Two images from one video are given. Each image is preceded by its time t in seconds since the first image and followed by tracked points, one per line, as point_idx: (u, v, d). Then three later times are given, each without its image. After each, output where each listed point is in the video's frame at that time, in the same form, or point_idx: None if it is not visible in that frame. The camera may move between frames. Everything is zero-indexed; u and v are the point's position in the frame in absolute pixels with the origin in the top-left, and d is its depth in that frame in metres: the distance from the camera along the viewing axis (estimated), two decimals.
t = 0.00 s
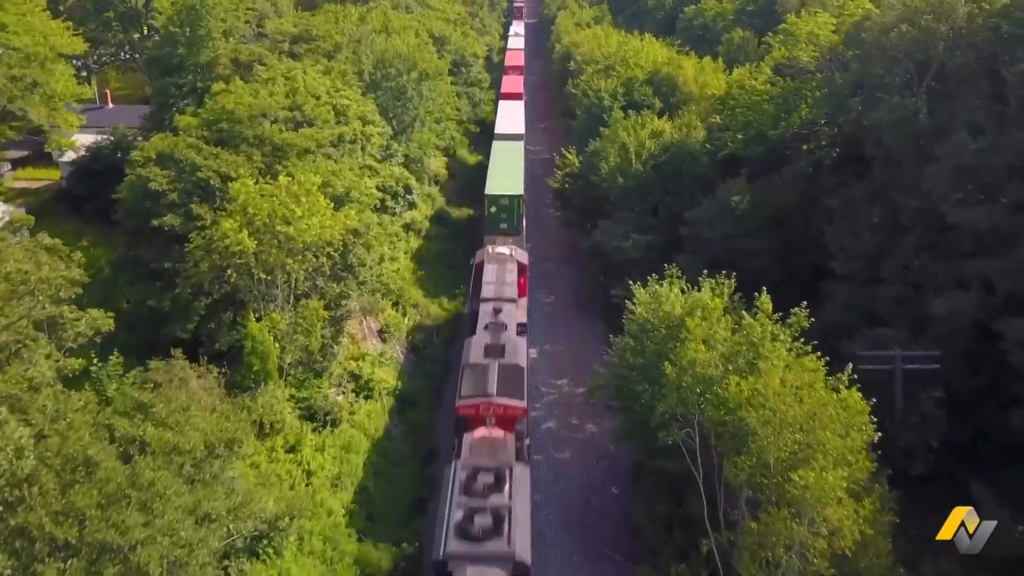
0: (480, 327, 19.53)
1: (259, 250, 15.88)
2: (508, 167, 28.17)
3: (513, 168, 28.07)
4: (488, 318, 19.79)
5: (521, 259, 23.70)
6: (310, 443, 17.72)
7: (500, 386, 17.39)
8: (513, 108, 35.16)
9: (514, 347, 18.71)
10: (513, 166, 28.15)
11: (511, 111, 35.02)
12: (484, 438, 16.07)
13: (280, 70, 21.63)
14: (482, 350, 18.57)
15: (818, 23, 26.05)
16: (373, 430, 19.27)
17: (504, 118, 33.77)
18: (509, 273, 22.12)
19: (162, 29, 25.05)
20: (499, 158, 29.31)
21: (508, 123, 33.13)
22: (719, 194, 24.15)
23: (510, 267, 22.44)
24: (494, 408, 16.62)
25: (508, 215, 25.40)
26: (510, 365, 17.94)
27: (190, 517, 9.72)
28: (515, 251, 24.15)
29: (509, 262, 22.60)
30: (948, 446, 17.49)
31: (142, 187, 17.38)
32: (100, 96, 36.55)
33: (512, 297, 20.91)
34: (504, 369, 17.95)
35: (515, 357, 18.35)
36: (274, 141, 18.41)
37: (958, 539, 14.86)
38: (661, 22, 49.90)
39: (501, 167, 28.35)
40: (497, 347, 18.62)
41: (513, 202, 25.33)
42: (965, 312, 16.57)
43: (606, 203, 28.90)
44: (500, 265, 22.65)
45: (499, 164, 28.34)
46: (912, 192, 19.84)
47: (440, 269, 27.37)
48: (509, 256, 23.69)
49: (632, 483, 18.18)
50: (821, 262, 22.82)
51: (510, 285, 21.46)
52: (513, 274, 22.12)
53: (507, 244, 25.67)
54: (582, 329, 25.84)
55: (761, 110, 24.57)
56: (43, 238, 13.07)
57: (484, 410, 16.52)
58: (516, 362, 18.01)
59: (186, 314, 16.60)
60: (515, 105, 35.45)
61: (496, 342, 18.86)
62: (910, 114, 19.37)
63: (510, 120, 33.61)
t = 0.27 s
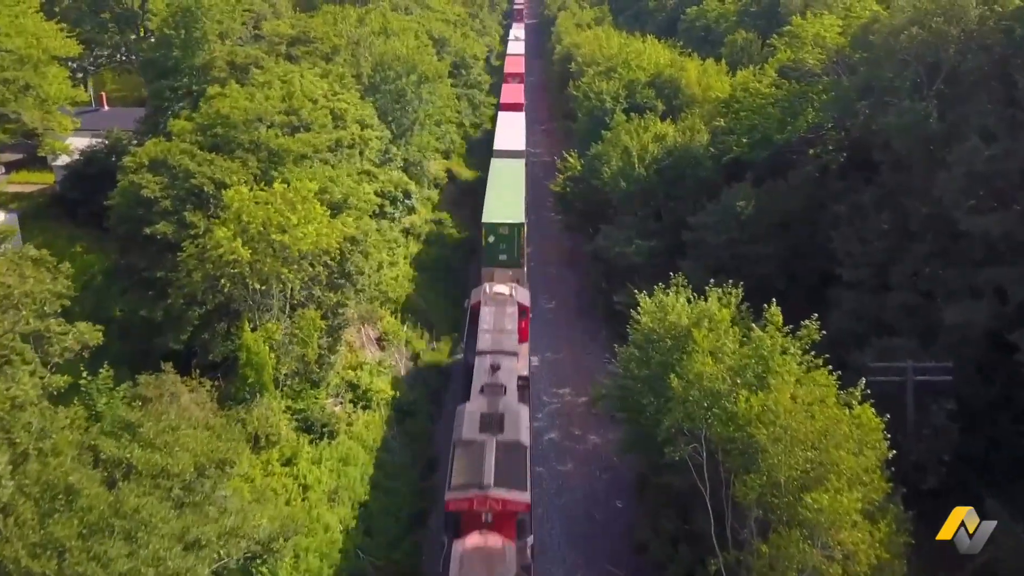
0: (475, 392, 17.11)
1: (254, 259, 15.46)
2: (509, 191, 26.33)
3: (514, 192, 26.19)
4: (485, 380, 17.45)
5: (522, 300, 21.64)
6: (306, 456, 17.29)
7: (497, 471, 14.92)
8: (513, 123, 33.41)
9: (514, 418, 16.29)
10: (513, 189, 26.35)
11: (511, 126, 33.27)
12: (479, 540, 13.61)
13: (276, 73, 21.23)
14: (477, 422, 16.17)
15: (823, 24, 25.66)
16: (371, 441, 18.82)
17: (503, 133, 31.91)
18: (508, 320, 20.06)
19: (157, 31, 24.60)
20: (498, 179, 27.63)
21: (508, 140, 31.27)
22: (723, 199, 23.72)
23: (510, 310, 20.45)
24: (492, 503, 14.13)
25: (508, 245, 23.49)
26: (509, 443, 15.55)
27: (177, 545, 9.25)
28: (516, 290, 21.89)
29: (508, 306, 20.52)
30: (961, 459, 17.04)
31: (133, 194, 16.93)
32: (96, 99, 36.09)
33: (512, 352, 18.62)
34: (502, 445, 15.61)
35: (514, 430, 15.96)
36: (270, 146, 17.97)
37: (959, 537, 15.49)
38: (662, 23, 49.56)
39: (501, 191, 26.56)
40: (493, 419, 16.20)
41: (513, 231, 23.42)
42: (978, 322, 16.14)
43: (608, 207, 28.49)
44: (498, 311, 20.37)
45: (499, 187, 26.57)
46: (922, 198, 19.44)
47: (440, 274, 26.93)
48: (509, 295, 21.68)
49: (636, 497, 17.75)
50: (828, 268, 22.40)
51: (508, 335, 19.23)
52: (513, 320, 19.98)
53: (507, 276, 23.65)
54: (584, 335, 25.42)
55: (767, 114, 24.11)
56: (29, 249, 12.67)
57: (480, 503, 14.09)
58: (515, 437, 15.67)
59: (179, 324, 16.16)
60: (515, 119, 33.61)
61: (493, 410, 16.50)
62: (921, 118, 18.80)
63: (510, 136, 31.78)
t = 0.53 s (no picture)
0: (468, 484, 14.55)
1: (249, 269, 15.04)
2: (509, 217, 24.09)
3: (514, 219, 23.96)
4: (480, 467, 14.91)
5: (523, 354, 19.15)
6: (303, 469, 16.86)
7: None
8: (513, 139, 31.27)
9: (514, 519, 13.72)
10: (513, 216, 24.13)
11: (510, 143, 31.13)
12: None
13: (273, 76, 20.80)
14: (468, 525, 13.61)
15: (830, 26, 25.26)
16: (370, 454, 18.38)
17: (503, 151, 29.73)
18: (508, 382, 17.48)
19: (152, 33, 24.14)
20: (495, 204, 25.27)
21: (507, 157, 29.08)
22: (729, 204, 23.29)
23: (510, 368, 18.00)
24: None
25: (507, 282, 21.18)
26: (509, 554, 12.94)
27: None
28: (516, 342, 19.48)
29: (507, 364, 17.99)
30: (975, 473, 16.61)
31: (126, 201, 16.51)
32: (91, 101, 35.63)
33: (512, 426, 16.07)
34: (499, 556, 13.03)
35: (513, 535, 13.41)
36: (266, 151, 17.53)
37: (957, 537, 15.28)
38: (664, 24, 49.17)
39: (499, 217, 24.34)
40: (489, 522, 13.60)
41: (512, 266, 21.11)
42: (993, 333, 15.72)
43: (611, 212, 28.05)
44: (495, 369, 17.91)
45: (497, 213, 24.32)
46: (932, 205, 19.03)
47: (440, 280, 26.50)
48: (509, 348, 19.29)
49: (641, 511, 17.33)
50: (835, 275, 21.99)
51: (508, 401, 16.76)
52: (513, 380, 17.58)
53: (507, 317, 21.21)
54: (587, 343, 24.99)
55: (774, 117, 23.66)
56: (15, 262, 12.39)
57: None
58: (516, 548, 13.05)
59: (173, 335, 15.74)
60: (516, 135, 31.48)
61: (489, 507, 13.96)
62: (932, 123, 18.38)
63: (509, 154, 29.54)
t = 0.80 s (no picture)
0: None
1: (243, 279, 14.61)
2: (509, 250, 22.34)
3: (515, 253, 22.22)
4: None
5: (524, 426, 17.38)
6: (300, 483, 16.43)
7: None
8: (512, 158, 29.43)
9: None
10: (513, 250, 22.39)
11: (510, 161, 29.29)
12: None
13: (270, 79, 20.35)
14: None
15: (836, 28, 24.87)
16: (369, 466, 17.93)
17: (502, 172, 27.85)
18: (506, 463, 15.71)
19: (146, 35, 23.63)
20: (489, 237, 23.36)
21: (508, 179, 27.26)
22: (733, 210, 22.84)
23: (509, 449, 16.12)
24: None
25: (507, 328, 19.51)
26: None
27: None
28: (517, 413, 17.59)
29: (506, 443, 16.19)
30: (990, 487, 16.14)
31: (116, 208, 16.04)
32: (86, 103, 35.13)
33: (512, 525, 14.20)
34: None
35: None
36: (261, 156, 17.08)
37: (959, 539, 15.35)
38: (665, 24, 48.78)
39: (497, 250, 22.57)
40: None
41: (512, 312, 19.43)
42: (1008, 343, 15.30)
43: (613, 216, 27.61)
44: (492, 451, 16.04)
45: (493, 249, 22.39)
46: (944, 211, 18.61)
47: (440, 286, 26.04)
48: (508, 419, 17.48)
49: (647, 525, 16.91)
50: (843, 282, 21.56)
51: (507, 495, 14.84)
52: (513, 464, 15.70)
53: (505, 370, 19.44)
54: (590, 350, 24.55)
55: (780, 121, 23.21)
56: None
57: None
58: None
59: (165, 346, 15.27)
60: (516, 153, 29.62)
61: None
62: (944, 126, 17.94)
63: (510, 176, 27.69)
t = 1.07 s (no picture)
0: None
1: (236, 289, 14.14)
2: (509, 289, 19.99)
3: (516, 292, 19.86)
4: None
5: (528, 528, 14.75)
6: (296, 498, 15.99)
7: None
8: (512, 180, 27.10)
9: None
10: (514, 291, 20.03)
11: (511, 182, 26.85)
12: None
13: (266, 82, 19.89)
14: None
15: (843, 30, 24.46)
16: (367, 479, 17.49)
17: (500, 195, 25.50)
18: None
19: (140, 36, 23.14)
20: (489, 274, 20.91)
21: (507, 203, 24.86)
22: (739, 215, 22.39)
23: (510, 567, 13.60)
24: None
25: (505, 389, 17.13)
26: None
27: None
28: (519, 509, 14.99)
29: (507, 557, 13.70)
30: (1005, 502, 15.72)
31: (106, 216, 15.58)
32: (82, 106, 34.67)
33: None
34: None
35: None
36: (256, 162, 16.64)
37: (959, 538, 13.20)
38: (667, 25, 48.37)
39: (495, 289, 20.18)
40: None
41: (513, 371, 16.96)
42: None
43: (616, 220, 27.18)
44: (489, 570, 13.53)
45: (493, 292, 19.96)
46: (956, 218, 18.16)
47: (440, 291, 25.58)
48: (510, 518, 14.82)
49: (652, 541, 16.50)
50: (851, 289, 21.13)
51: None
52: None
53: (503, 440, 17.23)
54: (592, 357, 24.12)
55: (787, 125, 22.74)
56: None
57: None
58: None
59: (157, 358, 14.83)
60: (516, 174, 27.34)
61: None
62: (956, 131, 17.52)
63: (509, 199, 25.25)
